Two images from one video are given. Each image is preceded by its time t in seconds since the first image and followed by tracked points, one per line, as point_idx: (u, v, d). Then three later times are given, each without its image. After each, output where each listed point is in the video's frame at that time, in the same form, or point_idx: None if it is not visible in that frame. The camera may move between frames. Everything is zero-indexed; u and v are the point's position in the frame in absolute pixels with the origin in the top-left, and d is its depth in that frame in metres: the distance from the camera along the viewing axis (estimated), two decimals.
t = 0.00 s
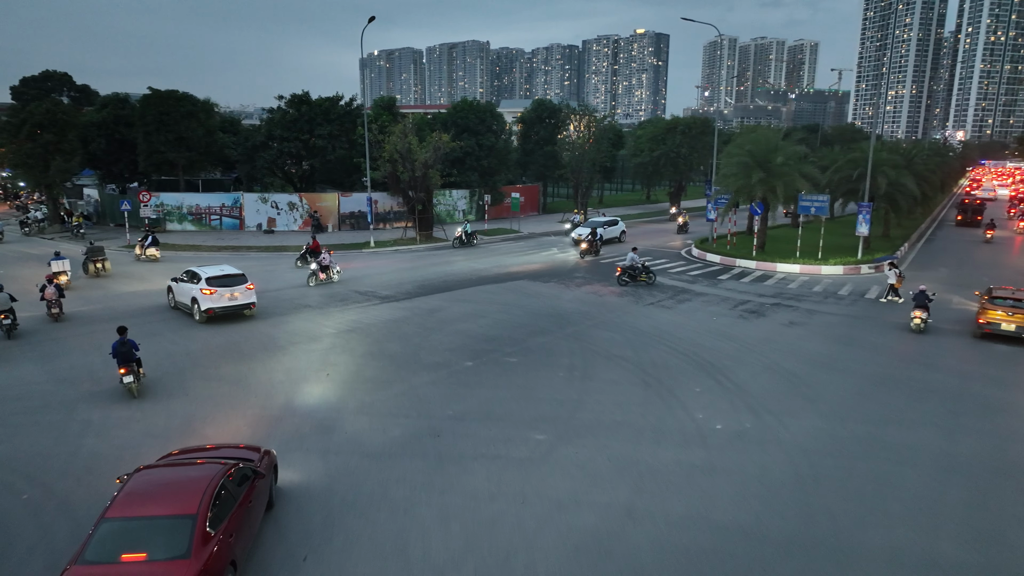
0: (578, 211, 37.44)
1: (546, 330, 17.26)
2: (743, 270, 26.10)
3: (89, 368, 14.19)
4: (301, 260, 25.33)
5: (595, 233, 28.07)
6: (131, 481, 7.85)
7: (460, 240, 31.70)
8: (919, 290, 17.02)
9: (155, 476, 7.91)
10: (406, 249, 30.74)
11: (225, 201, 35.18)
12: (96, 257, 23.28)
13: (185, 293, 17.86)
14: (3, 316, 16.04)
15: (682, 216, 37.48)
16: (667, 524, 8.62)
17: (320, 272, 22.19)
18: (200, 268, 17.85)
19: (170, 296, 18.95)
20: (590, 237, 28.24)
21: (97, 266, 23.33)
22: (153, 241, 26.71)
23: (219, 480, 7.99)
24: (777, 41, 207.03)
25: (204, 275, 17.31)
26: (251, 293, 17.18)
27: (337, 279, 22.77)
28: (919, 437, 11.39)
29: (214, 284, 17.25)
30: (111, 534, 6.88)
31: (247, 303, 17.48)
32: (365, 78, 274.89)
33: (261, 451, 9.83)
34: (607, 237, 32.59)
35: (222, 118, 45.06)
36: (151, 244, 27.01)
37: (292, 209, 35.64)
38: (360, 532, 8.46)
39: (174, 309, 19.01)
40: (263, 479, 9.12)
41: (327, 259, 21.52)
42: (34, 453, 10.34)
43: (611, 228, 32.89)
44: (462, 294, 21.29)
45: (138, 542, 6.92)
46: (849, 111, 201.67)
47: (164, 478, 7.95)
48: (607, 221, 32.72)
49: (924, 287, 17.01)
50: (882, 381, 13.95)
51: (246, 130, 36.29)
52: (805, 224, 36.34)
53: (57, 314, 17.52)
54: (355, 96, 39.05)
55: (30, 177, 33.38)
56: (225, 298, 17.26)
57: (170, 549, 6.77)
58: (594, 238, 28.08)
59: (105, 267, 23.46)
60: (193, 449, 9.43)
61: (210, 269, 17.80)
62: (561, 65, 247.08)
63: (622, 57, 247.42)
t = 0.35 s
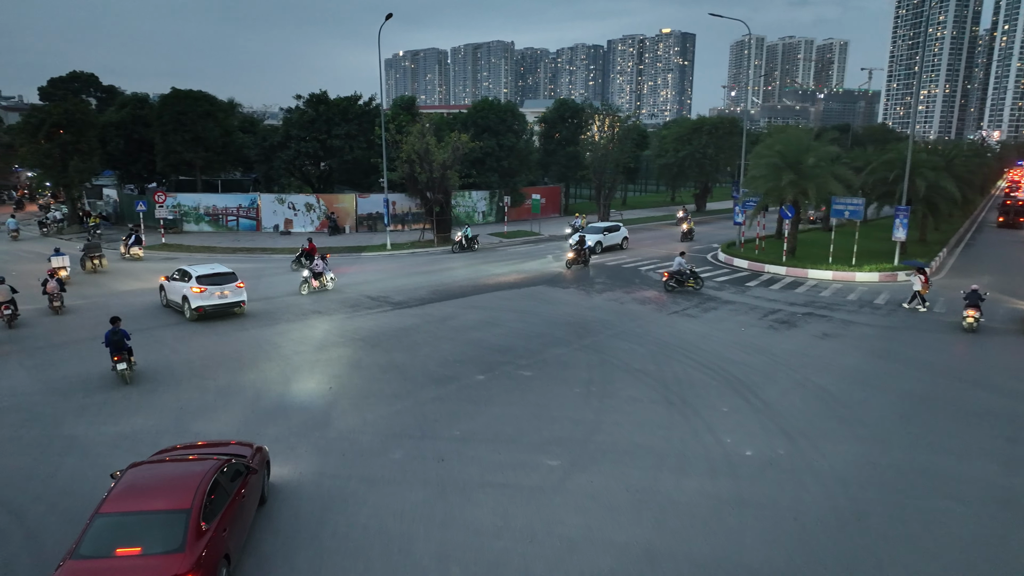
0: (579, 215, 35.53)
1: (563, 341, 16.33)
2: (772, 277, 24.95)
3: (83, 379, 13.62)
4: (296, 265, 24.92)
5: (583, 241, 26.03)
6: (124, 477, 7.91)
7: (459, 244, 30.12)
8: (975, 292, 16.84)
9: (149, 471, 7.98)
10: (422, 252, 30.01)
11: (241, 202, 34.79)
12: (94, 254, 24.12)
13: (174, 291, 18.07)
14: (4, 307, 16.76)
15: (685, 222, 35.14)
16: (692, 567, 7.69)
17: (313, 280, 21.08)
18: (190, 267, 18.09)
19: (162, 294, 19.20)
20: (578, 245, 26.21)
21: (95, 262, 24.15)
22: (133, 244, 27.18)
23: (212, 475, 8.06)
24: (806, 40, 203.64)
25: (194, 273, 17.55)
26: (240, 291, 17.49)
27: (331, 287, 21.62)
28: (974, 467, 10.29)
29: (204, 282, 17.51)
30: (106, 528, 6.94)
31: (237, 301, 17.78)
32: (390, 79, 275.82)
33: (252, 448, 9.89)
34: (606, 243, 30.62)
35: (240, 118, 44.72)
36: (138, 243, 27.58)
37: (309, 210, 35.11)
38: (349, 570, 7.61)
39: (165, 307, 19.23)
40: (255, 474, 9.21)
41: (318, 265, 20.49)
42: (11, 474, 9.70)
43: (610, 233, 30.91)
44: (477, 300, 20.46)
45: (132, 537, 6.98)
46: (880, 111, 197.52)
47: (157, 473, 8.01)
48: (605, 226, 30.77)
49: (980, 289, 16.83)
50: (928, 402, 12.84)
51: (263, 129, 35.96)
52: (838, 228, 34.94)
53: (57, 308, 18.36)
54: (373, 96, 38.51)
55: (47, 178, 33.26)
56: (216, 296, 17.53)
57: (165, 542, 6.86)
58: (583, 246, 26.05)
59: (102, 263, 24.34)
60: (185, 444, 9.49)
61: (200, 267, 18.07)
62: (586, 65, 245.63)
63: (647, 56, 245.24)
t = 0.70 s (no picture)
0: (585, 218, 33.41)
1: (586, 352, 15.40)
2: (811, 284, 23.65)
3: (82, 388, 13.06)
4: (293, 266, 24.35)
5: (570, 252, 23.70)
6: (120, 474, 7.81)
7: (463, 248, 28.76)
8: None
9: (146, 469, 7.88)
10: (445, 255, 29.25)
11: (264, 202, 34.44)
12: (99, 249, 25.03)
13: (171, 287, 18.30)
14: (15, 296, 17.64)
15: (693, 228, 32.51)
16: None
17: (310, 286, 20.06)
18: (187, 264, 18.29)
19: (160, 290, 19.36)
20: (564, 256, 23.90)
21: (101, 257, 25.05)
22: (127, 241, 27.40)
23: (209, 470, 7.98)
24: (843, 39, 199.38)
25: (190, 269, 17.77)
26: (234, 288, 17.60)
27: (328, 295, 20.58)
28: None
29: (200, 279, 17.71)
30: (104, 524, 6.84)
31: (232, 298, 17.93)
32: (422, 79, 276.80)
33: (250, 445, 9.81)
34: (609, 251, 28.46)
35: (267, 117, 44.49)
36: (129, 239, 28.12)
37: (332, 210, 34.58)
38: None
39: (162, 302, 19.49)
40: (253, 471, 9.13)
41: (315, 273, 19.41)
42: None
43: (615, 240, 28.74)
44: (498, 307, 19.59)
45: (129, 533, 6.88)
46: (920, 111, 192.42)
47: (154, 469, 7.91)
48: (609, 232, 28.59)
49: None
50: (987, 429, 11.62)
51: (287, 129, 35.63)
52: (879, 233, 33.39)
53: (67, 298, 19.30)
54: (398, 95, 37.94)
55: (73, 176, 33.36)
56: (211, 292, 17.73)
57: (161, 537, 6.74)
58: (571, 257, 23.71)
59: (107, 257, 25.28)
60: (184, 445, 9.39)
61: (197, 265, 18.28)
62: (618, 64, 243.72)
63: (679, 55, 242.36)
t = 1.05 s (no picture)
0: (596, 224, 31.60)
1: (618, 368, 14.34)
2: (861, 294, 22.18)
3: (86, 397, 12.50)
4: (294, 269, 24.13)
5: (559, 262, 21.50)
6: (125, 472, 7.71)
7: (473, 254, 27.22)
8: None
9: (150, 467, 7.77)
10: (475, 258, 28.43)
11: (294, 202, 34.06)
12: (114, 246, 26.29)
13: (178, 284, 19.05)
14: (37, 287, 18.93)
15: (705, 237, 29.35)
16: None
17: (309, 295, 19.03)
18: (194, 261, 19.02)
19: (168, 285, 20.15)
20: (552, 266, 21.70)
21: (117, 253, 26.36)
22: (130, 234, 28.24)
23: (214, 470, 7.85)
24: (890, 36, 193.88)
25: (197, 266, 18.45)
26: (237, 286, 18.21)
27: (330, 304, 19.56)
28: None
29: (205, 276, 18.39)
30: (106, 523, 6.72)
31: (236, 294, 18.55)
32: (459, 79, 277.78)
33: (257, 445, 9.72)
34: (617, 259, 26.28)
35: (299, 116, 44.19)
36: (133, 237, 29.03)
37: (361, 211, 34.05)
38: None
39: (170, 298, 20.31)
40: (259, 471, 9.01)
41: (315, 280, 18.48)
42: None
43: (622, 248, 26.57)
44: (526, 316, 18.62)
45: (129, 532, 6.76)
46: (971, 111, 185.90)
47: (159, 466, 7.81)
48: (615, 239, 26.41)
49: None
50: None
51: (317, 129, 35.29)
52: (933, 240, 31.61)
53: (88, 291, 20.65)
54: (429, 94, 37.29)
55: (106, 176, 33.42)
56: (216, 289, 18.40)
57: (162, 536, 6.61)
58: (560, 268, 21.51)
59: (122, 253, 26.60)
60: (190, 444, 9.28)
61: (203, 262, 18.97)
62: (656, 64, 241.09)
63: (718, 54, 238.39)
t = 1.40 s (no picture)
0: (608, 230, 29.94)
1: (653, 387, 13.25)
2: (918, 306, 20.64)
3: (91, 407, 11.95)
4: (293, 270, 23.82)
5: (543, 276, 19.41)
6: (130, 474, 7.55)
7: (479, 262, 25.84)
8: None
9: (155, 470, 7.60)
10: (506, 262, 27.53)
11: (324, 203, 33.62)
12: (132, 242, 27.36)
13: (186, 280, 19.60)
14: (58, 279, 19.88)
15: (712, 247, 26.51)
16: None
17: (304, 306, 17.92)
18: (202, 259, 19.53)
19: (176, 281, 20.66)
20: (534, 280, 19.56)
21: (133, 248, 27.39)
22: (142, 233, 29.26)
23: (220, 473, 7.66)
24: (941, 34, 187.59)
25: (203, 263, 19.00)
26: (243, 282, 18.68)
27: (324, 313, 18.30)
28: None
29: (212, 273, 18.90)
30: (107, 527, 6.54)
31: (242, 291, 19.00)
32: (497, 79, 277.78)
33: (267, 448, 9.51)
34: (621, 270, 24.14)
35: (333, 116, 43.85)
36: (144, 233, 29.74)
37: (392, 213, 33.42)
38: None
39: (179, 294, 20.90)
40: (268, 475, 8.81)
41: (310, 288, 17.43)
42: None
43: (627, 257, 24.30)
44: (556, 326, 17.60)
45: (131, 535, 6.57)
46: None
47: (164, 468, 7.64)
48: (620, 247, 24.24)
49: None
50: None
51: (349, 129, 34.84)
52: (994, 247, 29.66)
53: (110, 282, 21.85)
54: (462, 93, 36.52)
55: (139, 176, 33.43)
56: (222, 286, 18.88)
57: (163, 540, 6.41)
58: (544, 282, 19.41)
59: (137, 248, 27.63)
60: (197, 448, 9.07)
61: (210, 260, 19.50)
62: (697, 63, 237.42)
63: (760, 54, 233.73)
